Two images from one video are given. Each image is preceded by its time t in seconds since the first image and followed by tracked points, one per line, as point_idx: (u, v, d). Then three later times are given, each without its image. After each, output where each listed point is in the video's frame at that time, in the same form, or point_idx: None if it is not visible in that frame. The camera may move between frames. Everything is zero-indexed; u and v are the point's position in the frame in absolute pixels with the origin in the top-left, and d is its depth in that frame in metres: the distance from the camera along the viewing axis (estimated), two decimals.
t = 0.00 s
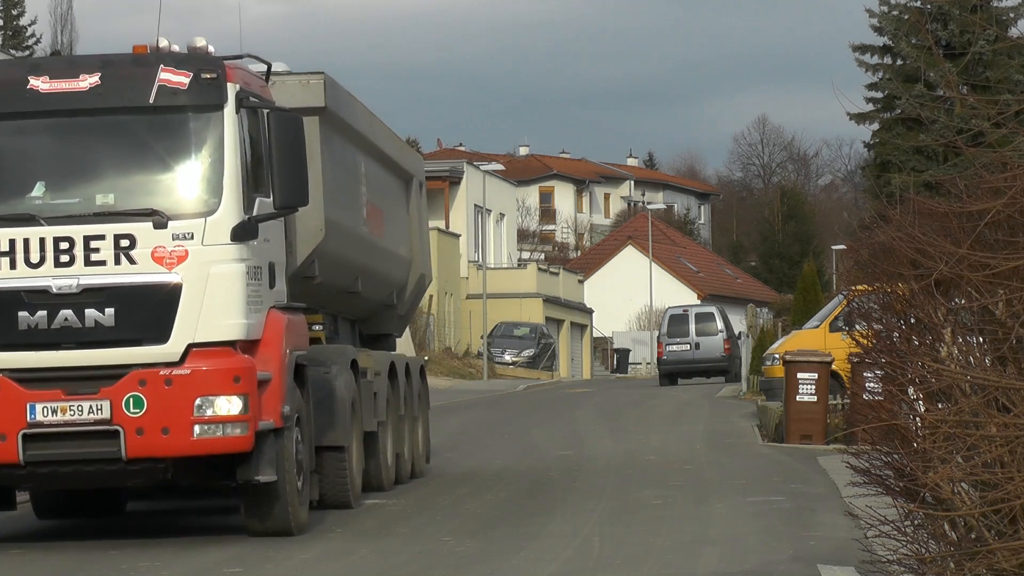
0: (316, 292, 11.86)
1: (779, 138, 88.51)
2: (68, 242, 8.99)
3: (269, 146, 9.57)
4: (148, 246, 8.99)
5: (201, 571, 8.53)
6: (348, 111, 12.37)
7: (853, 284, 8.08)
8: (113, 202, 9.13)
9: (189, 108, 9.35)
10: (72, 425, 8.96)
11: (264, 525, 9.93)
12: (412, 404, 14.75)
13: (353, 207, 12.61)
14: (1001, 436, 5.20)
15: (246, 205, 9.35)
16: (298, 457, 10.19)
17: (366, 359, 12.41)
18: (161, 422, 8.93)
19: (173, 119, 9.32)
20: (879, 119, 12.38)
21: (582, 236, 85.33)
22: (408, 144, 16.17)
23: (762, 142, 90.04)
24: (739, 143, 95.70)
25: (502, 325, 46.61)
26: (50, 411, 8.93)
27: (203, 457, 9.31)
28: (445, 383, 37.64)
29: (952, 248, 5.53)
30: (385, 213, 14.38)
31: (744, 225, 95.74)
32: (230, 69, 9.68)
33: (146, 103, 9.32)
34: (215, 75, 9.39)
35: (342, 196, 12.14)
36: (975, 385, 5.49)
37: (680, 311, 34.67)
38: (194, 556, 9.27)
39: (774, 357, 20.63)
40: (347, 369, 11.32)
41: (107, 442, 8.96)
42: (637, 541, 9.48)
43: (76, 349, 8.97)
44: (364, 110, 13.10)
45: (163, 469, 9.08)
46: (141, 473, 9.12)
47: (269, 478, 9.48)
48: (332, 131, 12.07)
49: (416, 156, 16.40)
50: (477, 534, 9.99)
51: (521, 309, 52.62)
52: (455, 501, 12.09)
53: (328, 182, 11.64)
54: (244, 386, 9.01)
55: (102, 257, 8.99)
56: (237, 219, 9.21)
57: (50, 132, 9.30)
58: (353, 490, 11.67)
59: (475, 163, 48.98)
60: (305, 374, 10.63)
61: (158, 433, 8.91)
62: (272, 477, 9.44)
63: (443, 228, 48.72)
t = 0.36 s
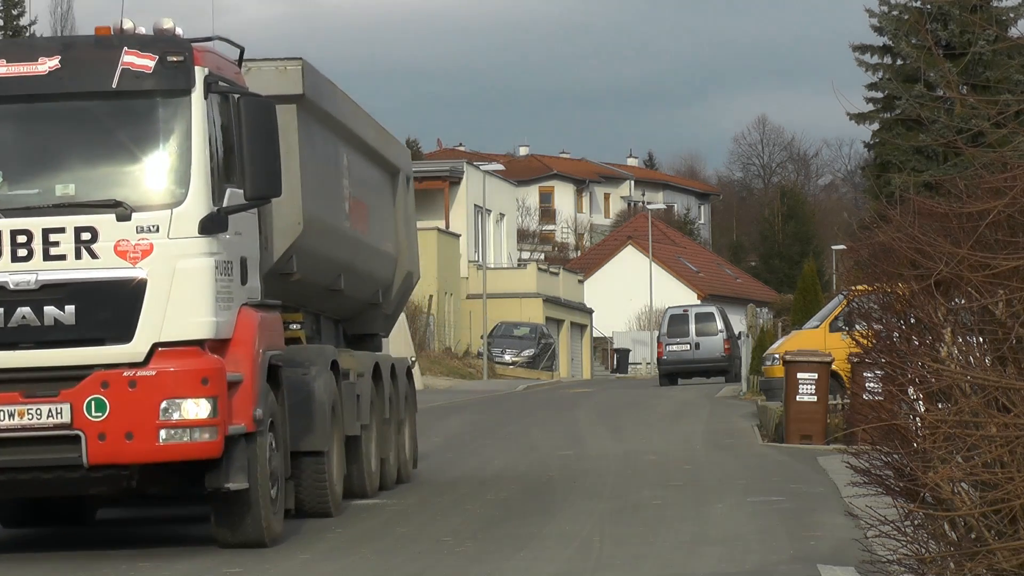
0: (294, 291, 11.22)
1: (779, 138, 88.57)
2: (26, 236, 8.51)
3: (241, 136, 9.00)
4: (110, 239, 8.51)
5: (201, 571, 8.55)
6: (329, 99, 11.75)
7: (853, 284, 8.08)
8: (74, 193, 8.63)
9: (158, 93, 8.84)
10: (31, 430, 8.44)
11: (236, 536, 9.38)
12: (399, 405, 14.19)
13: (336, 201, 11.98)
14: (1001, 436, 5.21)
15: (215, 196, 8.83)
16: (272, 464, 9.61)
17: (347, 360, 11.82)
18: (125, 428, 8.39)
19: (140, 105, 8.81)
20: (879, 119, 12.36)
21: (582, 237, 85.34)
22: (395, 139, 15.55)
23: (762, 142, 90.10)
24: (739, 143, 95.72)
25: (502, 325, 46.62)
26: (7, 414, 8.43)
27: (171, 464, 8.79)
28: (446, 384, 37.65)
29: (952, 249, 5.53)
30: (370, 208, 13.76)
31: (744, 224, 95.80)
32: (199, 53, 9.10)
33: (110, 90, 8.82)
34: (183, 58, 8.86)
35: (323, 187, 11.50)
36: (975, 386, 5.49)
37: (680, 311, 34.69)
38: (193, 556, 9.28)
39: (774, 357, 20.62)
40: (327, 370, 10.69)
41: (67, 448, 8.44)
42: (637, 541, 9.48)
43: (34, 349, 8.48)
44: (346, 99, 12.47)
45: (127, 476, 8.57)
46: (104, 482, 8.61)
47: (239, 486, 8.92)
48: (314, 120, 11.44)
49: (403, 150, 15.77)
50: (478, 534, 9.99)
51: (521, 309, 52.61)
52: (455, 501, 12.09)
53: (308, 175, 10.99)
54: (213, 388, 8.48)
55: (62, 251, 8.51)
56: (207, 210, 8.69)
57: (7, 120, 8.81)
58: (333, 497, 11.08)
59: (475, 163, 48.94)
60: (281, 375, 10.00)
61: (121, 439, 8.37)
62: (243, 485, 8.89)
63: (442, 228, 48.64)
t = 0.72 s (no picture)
0: (270, 289, 10.62)
1: (779, 138, 88.63)
2: None
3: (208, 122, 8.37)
4: (70, 234, 7.90)
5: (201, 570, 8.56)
6: (308, 86, 11.16)
7: (853, 284, 8.08)
8: (32, 184, 8.00)
9: (124, 78, 8.20)
10: None
11: (205, 548, 8.79)
12: (383, 409, 13.59)
13: (315, 193, 11.39)
14: (1001, 436, 5.21)
15: (181, 189, 8.23)
16: (244, 472, 9.00)
17: (328, 361, 11.37)
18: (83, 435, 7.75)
19: (103, 90, 8.16)
20: (879, 120, 12.36)
21: (582, 236, 85.38)
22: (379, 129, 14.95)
23: (762, 142, 90.16)
24: (739, 142, 95.74)
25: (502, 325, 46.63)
26: None
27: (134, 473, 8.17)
28: (446, 383, 37.67)
29: (953, 249, 5.52)
30: (353, 201, 13.16)
31: (745, 224, 95.82)
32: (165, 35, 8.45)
33: (69, 75, 8.15)
34: (148, 41, 8.21)
35: (301, 179, 10.90)
36: (975, 386, 5.49)
37: (680, 311, 34.71)
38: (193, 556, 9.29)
39: (774, 357, 20.63)
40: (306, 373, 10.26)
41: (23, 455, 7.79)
42: (637, 541, 9.48)
43: None
44: (324, 87, 11.87)
45: (87, 485, 7.95)
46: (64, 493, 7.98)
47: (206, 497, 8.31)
48: (291, 107, 10.84)
49: (388, 139, 15.16)
50: (478, 534, 9.98)
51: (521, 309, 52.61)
52: (456, 501, 12.09)
53: (284, 166, 10.38)
54: (178, 392, 7.85)
55: (18, 246, 7.89)
56: (172, 203, 8.09)
57: None
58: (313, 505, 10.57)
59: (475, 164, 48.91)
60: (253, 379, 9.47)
61: (79, 446, 7.74)
62: (210, 495, 8.29)
63: (443, 228, 48.62)
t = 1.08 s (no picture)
0: (244, 285, 10.19)
1: (779, 138, 88.64)
2: None
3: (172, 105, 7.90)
4: (22, 225, 7.48)
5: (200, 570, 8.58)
6: (285, 72, 10.68)
7: (853, 284, 8.08)
8: None
9: (82, 57, 7.76)
10: None
11: (168, 562, 8.25)
12: (368, 413, 13.08)
13: (292, 184, 10.90)
14: (1001, 436, 5.20)
15: (143, 176, 7.81)
16: (210, 480, 8.52)
17: (307, 362, 10.93)
18: (37, 439, 7.35)
19: (59, 72, 7.73)
20: (880, 119, 12.35)
21: (582, 236, 85.39)
22: (365, 122, 14.49)
23: (762, 142, 90.18)
24: (739, 143, 95.74)
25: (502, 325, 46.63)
26: None
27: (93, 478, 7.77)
28: (446, 383, 37.67)
29: (953, 249, 5.51)
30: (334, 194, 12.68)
31: (745, 224, 95.83)
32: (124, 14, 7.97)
33: (23, 55, 7.71)
34: (105, 20, 7.75)
35: (276, 170, 10.42)
36: (975, 386, 5.49)
37: (680, 311, 34.71)
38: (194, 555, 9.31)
39: (774, 357, 20.62)
40: (281, 376, 9.77)
41: None
42: (637, 541, 9.48)
43: None
44: (304, 74, 11.42)
45: (42, 494, 7.61)
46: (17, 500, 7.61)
47: (167, 506, 7.87)
48: (267, 94, 10.37)
49: (374, 133, 14.69)
50: (478, 534, 9.99)
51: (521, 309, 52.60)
52: (455, 501, 12.09)
53: (260, 156, 9.93)
54: (137, 394, 7.45)
55: None
56: (132, 192, 7.67)
57: None
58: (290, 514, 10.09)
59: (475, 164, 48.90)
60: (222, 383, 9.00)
61: (32, 451, 7.35)
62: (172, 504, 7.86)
63: (442, 228, 48.61)
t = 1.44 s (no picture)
0: (216, 283, 9.72)
1: (779, 138, 88.68)
2: None
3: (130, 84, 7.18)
4: None
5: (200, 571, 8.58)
6: (258, 60, 10.22)
7: (853, 284, 8.08)
8: None
9: (39, 36, 7.17)
10: None
11: None
12: (350, 415, 12.52)
13: (267, 177, 10.43)
14: (1001, 436, 5.20)
15: (100, 161, 7.18)
16: (174, 489, 7.88)
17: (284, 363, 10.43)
18: None
19: (12, 51, 7.13)
20: (880, 118, 12.33)
21: (582, 236, 85.44)
22: (347, 113, 14.03)
23: (762, 142, 90.21)
24: (739, 143, 95.81)
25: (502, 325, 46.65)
26: None
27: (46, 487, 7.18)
28: (447, 383, 37.68)
29: (953, 249, 5.51)
30: (313, 189, 12.22)
31: (744, 224, 95.93)
32: None
33: None
34: None
35: (250, 161, 9.95)
36: (975, 386, 5.49)
37: (680, 311, 34.71)
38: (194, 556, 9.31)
39: (774, 357, 20.62)
40: (254, 378, 9.24)
41: None
42: (637, 542, 9.48)
43: None
44: (279, 60, 10.96)
45: None
46: None
47: (126, 516, 7.22)
48: (239, 83, 9.90)
49: (356, 124, 14.23)
50: (478, 534, 9.98)
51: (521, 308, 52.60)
52: (456, 501, 12.07)
53: (231, 146, 9.44)
54: (93, 397, 6.84)
55: None
56: (89, 179, 7.06)
57: None
58: (264, 524, 9.56)
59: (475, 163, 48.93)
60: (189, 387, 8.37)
61: None
62: (132, 514, 7.22)
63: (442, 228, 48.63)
